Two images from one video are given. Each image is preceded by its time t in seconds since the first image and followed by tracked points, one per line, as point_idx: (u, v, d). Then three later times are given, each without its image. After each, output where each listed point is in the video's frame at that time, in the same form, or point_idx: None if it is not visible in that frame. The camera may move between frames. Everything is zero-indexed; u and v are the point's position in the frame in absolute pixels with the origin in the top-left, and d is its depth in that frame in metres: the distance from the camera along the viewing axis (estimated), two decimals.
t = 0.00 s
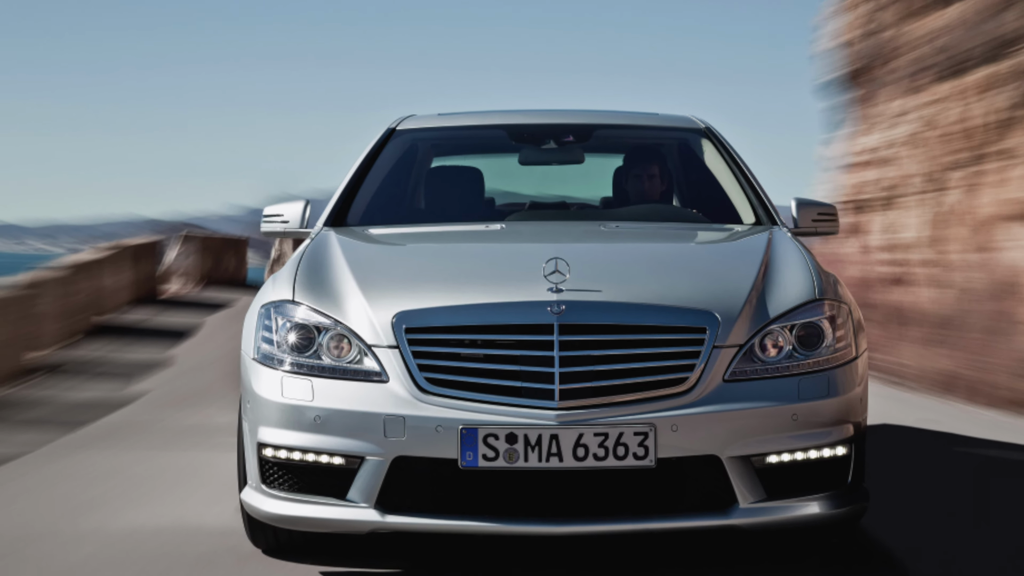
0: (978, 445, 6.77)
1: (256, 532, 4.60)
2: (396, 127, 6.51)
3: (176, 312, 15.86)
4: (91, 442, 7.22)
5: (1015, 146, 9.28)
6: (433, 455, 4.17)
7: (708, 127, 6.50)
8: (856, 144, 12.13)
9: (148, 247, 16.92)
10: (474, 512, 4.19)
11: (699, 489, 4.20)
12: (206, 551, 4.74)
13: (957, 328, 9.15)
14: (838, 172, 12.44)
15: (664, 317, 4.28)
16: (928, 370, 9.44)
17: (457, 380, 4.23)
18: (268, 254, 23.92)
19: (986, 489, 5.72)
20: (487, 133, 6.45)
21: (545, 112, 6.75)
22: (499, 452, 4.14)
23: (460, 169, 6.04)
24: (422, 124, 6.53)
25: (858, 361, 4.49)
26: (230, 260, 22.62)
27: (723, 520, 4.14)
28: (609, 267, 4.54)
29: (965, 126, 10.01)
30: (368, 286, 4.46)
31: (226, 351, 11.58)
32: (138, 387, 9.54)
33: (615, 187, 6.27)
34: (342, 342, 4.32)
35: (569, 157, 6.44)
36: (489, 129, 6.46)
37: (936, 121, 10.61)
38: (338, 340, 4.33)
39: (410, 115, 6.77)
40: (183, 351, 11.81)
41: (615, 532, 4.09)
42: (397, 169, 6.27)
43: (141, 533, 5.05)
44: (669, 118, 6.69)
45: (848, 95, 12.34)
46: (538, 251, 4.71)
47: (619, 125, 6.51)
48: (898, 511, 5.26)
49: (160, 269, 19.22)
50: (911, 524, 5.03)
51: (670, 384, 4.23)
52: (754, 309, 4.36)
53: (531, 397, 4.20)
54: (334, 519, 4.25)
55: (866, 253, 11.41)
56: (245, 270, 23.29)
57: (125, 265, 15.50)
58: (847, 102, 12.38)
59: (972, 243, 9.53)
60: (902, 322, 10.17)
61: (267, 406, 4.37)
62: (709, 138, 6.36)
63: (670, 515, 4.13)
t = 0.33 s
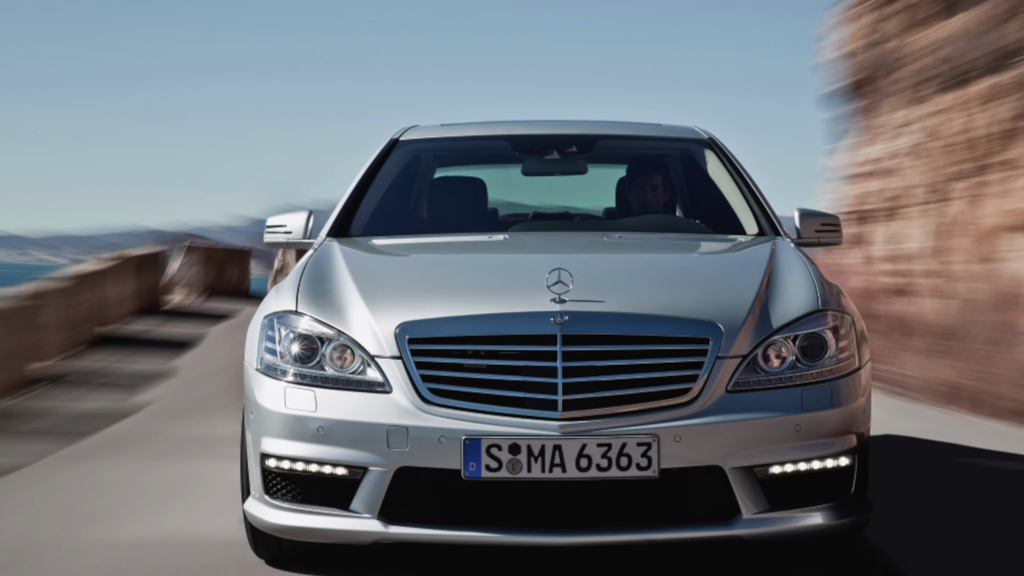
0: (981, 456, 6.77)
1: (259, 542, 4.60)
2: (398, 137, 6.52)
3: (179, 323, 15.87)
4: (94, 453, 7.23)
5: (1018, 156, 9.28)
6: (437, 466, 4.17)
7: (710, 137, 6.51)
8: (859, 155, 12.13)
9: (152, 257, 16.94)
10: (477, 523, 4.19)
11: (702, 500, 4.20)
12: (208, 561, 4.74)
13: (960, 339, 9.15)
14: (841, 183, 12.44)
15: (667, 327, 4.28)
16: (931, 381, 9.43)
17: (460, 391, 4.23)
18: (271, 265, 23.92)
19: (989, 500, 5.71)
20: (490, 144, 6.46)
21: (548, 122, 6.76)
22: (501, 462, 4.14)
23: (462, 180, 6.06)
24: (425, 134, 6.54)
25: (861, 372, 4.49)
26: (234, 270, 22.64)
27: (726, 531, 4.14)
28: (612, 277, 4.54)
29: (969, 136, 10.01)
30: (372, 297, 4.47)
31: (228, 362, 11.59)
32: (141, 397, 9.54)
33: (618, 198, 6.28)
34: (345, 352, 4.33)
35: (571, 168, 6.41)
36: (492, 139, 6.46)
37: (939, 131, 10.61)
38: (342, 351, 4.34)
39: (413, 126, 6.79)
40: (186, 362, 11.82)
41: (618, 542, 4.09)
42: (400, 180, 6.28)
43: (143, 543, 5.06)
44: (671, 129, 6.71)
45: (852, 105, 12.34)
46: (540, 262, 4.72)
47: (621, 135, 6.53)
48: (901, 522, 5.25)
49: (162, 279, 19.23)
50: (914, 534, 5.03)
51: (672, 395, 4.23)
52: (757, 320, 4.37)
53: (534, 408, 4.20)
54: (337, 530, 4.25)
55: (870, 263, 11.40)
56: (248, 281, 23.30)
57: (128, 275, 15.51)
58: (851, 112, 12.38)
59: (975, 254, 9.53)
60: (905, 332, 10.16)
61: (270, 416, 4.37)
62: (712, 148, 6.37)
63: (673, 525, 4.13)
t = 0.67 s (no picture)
0: (983, 465, 6.76)
1: (262, 551, 4.60)
2: (401, 146, 6.53)
3: (182, 332, 15.88)
4: (96, 461, 7.23)
5: (1020, 165, 9.28)
6: (439, 475, 4.17)
7: (713, 146, 6.51)
8: (862, 163, 12.12)
9: (154, 266, 16.96)
10: (480, 532, 4.19)
11: (705, 509, 4.21)
12: (211, 570, 4.75)
13: (963, 347, 9.14)
14: (843, 192, 12.44)
15: (669, 336, 4.28)
16: (933, 390, 9.44)
17: (462, 400, 4.23)
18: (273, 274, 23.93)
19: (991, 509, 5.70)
20: (492, 153, 6.47)
21: (552, 132, 6.78)
22: (504, 471, 4.14)
23: (466, 189, 6.06)
24: (428, 143, 6.55)
25: (864, 381, 4.49)
26: (236, 279, 22.64)
27: (729, 540, 4.13)
28: (614, 286, 4.54)
29: (971, 145, 10.01)
30: (374, 306, 4.48)
31: (231, 371, 11.59)
32: (144, 407, 9.54)
33: (621, 207, 6.29)
34: (348, 361, 4.33)
35: (575, 176, 6.30)
36: (495, 149, 6.47)
37: (941, 140, 10.61)
38: (344, 360, 4.34)
39: (416, 135, 6.80)
40: (189, 371, 11.82)
41: (621, 551, 4.08)
42: (403, 189, 6.29)
43: (147, 552, 5.06)
44: (674, 138, 6.71)
45: (854, 115, 12.34)
46: (543, 271, 4.72)
47: (625, 144, 6.54)
48: (904, 531, 5.25)
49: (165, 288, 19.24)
50: (915, 544, 5.02)
51: (675, 404, 4.23)
52: (759, 329, 4.37)
53: (536, 417, 4.20)
54: (340, 538, 4.24)
55: (872, 272, 11.39)
56: (250, 290, 23.31)
57: (131, 284, 15.53)
58: (853, 121, 12.38)
59: (978, 263, 9.52)
60: (907, 340, 10.15)
61: (273, 425, 4.37)
62: (714, 157, 6.37)
63: (676, 534, 4.13)
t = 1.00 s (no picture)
0: (986, 472, 6.76)
1: (264, 558, 4.60)
2: (403, 153, 6.53)
3: (185, 339, 15.89)
4: (99, 469, 7.23)
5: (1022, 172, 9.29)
6: (441, 482, 4.17)
7: (716, 154, 6.51)
8: (864, 171, 12.12)
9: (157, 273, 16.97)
10: (482, 539, 4.19)
11: (707, 516, 4.20)
12: None
13: (965, 354, 9.14)
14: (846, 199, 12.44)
15: (671, 343, 4.29)
16: (935, 397, 9.43)
17: (464, 407, 4.24)
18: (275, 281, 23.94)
19: (994, 517, 5.70)
20: (494, 160, 6.47)
21: (555, 138, 6.78)
22: (506, 478, 4.13)
23: (466, 196, 6.06)
24: (430, 151, 6.55)
25: (866, 388, 4.49)
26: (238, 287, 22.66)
27: (731, 547, 4.13)
28: (616, 294, 4.55)
29: (973, 152, 10.01)
30: (377, 313, 4.48)
31: (233, 378, 11.58)
32: (146, 414, 9.54)
33: (623, 214, 6.30)
34: (350, 369, 4.34)
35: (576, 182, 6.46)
36: (497, 155, 6.48)
37: (944, 148, 10.61)
38: (346, 367, 4.34)
39: (418, 143, 6.80)
40: (191, 378, 11.83)
41: (623, 558, 4.08)
42: (405, 196, 6.29)
43: (149, 559, 5.06)
44: (677, 145, 6.71)
45: (857, 122, 12.34)
46: (545, 278, 4.73)
47: (628, 151, 6.53)
48: (906, 538, 5.24)
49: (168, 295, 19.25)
50: (917, 550, 5.02)
51: (677, 412, 4.23)
52: (762, 336, 4.37)
53: (538, 424, 4.20)
54: (341, 545, 4.24)
55: (874, 280, 11.38)
56: (252, 297, 23.33)
57: (134, 291, 15.55)
58: (855, 128, 12.39)
59: (980, 270, 9.52)
60: (909, 348, 10.14)
61: (275, 432, 4.37)
62: (717, 164, 6.37)
63: (678, 541, 4.12)
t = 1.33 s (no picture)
0: (988, 478, 6.75)
1: (266, 563, 4.59)
2: (405, 158, 6.54)
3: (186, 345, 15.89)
4: (100, 474, 7.22)
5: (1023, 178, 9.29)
6: (442, 487, 4.17)
7: (717, 159, 6.52)
8: (866, 176, 12.12)
9: (158, 278, 16.99)
10: (483, 544, 4.19)
11: (709, 521, 4.20)
12: None
13: (966, 360, 9.14)
14: (847, 204, 12.44)
15: (673, 349, 4.29)
16: (937, 402, 9.43)
17: (466, 413, 4.24)
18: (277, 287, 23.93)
19: (996, 522, 5.69)
20: (495, 165, 6.48)
21: (557, 144, 6.78)
22: (508, 484, 4.13)
23: (468, 202, 6.07)
24: (431, 156, 6.56)
25: (867, 394, 4.49)
26: (239, 292, 22.66)
27: (732, 552, 4.13)
28: (618, 299, 4.55)
29: (975, 158, 10.02)
30: (378, 318, 4.48)
31: (235, 384, 11.58)
32: (147, 419, 9.54)
33: (625, 219, 6.31)
34: (352, 374, 4.34)
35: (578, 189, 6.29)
36: (498, 160, 6.48)
37: (945, 153, 10.61)
38: (348, 372, 4.35)
39: (419, 148, 6.81)
40: (193, 384, 11.83)
41: (625, 564, 4.08)
42: (407, 201, 6.30)
43: (151, 565, 5.06)
44: (679, 150, 6.72)
45: (858, 127, 12.35)
46: (546, 284, 4.73)
47: (629, 157, 6.55)
48: (907, 544, 5.24)
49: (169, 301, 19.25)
50: (918, 556, 5.01)
51: (679, 417, 4.23)
52: (763, 341, 4.38)
53: (540, 430, 4.20)
54: (342, 551, 4.24)
55: (875, 285, 11.36)
56: (254, 302, 23.32)
57: (135, 297, 15.56)
58: (857, 134, 12.39)
59: (981, 276, 9.52)
60: (910, 353, 10.13)
61: (276, 438, 4.38)
62: (718, 170, 6.37)
63: (680, 547, 4.12)
